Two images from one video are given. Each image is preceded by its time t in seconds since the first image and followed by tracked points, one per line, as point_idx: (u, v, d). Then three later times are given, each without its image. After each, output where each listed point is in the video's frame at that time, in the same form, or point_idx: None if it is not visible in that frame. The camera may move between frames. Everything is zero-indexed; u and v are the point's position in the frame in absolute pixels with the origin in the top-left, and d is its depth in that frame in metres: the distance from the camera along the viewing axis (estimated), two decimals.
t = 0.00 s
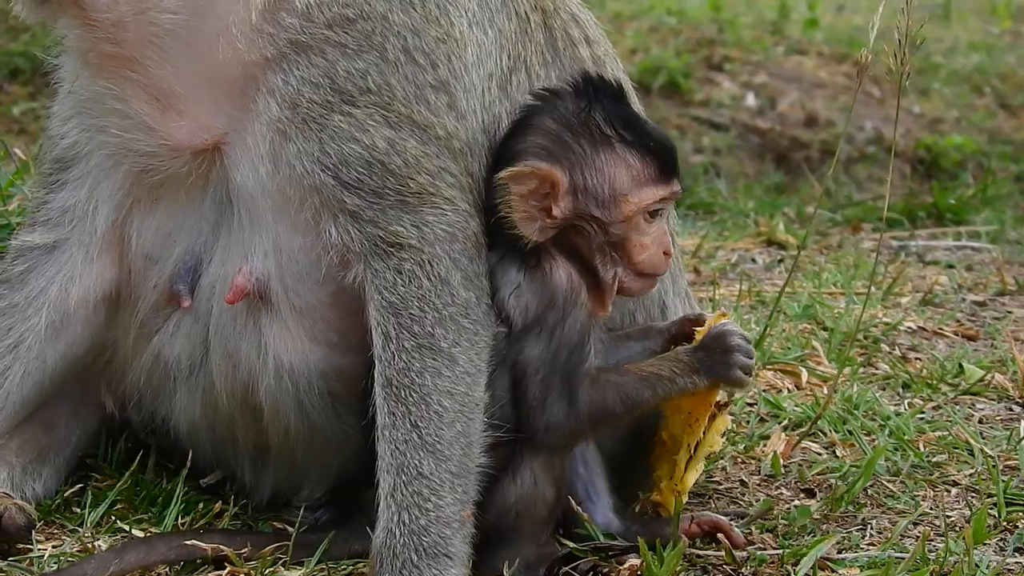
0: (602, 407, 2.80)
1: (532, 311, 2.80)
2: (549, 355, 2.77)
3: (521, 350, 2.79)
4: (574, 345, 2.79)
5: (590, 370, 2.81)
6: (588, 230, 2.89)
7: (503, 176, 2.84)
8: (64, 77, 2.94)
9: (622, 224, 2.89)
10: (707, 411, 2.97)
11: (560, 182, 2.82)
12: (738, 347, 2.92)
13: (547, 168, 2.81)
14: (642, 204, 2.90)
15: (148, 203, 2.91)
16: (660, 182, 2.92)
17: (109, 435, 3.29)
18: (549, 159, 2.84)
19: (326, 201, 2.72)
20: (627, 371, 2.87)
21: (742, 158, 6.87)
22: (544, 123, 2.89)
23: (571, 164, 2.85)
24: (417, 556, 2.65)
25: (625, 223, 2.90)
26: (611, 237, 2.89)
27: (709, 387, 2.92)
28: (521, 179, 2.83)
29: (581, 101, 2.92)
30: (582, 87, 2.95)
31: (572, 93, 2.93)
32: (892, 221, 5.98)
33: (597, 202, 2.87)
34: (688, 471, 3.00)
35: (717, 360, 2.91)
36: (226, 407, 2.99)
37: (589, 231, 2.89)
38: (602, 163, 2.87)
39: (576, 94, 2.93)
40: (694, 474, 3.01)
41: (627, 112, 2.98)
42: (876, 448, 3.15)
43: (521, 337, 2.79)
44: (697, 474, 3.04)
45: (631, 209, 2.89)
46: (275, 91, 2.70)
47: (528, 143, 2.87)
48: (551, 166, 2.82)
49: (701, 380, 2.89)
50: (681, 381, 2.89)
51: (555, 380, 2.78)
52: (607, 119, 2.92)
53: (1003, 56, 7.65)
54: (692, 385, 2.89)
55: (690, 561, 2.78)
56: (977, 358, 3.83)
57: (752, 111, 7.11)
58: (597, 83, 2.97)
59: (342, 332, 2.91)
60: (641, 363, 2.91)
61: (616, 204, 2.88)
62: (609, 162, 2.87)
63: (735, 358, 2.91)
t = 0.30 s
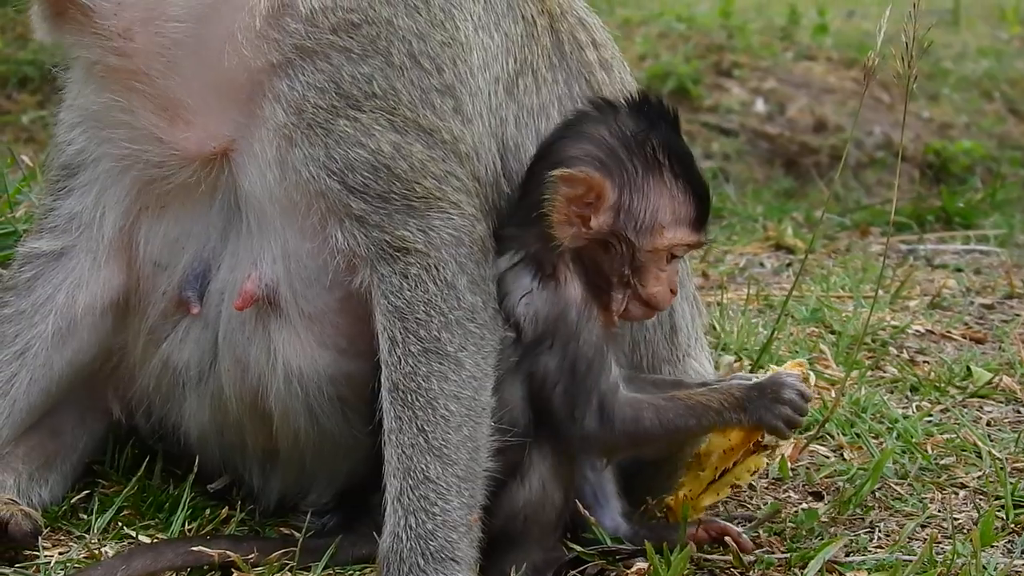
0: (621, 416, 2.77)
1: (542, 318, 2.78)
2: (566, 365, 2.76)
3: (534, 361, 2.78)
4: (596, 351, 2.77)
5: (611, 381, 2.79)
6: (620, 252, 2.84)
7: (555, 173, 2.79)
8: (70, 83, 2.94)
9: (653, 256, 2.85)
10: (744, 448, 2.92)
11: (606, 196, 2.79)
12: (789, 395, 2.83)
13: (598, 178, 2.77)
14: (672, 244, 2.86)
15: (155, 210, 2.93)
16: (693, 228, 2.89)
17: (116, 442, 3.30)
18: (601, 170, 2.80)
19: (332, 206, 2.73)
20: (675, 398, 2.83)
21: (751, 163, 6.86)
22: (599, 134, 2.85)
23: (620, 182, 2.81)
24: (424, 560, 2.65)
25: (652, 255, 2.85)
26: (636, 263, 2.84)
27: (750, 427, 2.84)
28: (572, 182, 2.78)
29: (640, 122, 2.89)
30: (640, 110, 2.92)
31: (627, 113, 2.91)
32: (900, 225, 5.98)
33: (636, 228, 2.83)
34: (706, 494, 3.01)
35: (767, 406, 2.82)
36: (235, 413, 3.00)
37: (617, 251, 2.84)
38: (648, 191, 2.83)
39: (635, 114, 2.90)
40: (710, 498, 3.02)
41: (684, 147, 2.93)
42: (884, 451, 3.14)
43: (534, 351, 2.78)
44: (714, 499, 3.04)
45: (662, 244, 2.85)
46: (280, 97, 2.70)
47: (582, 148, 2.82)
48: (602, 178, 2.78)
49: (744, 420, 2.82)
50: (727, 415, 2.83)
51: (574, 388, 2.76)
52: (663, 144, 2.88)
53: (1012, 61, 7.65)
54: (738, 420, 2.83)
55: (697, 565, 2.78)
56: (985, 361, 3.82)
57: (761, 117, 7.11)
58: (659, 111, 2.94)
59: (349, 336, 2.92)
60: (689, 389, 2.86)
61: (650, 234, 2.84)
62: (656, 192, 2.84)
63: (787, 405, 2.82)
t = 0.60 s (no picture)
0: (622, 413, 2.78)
1: (546, 314, 2.77)
2: (570, 362, 2.76)
3: (539, 359, 2.77)
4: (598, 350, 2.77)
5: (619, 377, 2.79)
6: (626, 254, 2.84)
7: (562, 167, 2.81)
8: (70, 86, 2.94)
9: (658, 260, 2.85)
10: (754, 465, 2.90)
11: (614, 196, 2.80)
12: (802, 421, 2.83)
13: (606, 177, 2.78)
14: (679, 250, 2.86)
15: (153, 213, 2.94)
16: (700, 237, 2.89)
17: (116, 445, 3.30)
18: (610, 169, 2.81)
19: (335, 207, 2.74)
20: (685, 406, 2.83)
21: (754, 165, 6.86)
22: (609, 137, 2.87)
23: (628, 182, 2.82)
24: (425, 560, 2.65)
25: (658, 259, 2.84)
26: (642, 267, 2.84)
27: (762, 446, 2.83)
28: (579, 178, 2.79)
29: (652, 126, 2.90)
30: (652, 116, 2.94)
31: (638, 117, 2.93)
32: (902, 225, 5.98)
33: (643, 230, 2.83)
34: (707, 503, 2.98)
35: (781, 429, 2.82)
36: (234, 414, 3.00)
37: (622, 253, 2.84)
38: (656, 194, 2.84)
39: (646, 119, 2.92)
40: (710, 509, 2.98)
41: (695, 157, 2.94)
42: (885, 448, 3.15)
43: (538, 348, 2.77)
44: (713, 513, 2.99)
45: (669, 248, 2.84)
46: (284, 102, 2.72)
47: (591, 149, 2.84)
48: (610, 177, 2.79)
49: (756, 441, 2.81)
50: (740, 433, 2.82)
51: (580, 385, 2.76)
52: (673, 149, 2.89)
53: (1014, 61, 7.64)
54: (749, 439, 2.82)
55: (698, 564, 2.78)
56: (986, 358, 3.82)
57: (764, 118, 7.12)
58: (671, 117, 2.96)
59: (350, 337, 2.93)
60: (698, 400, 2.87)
61: (657, 238, 2.84)
62: (664, 196, 2.84)
63: (800, 431, 2.82)
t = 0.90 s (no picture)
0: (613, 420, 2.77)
1: (545, 318, 2.76)
2: (566, 366, 2.75)
3: (535, 360, 2.76)
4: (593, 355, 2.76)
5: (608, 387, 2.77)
6: (626, 262, 2.82)
7: (561, 173, 2.81)
8: (73, 90, 2.95)
9: (659, 268, 2.82)
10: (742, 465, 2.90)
11: (613, 203, 2.79)
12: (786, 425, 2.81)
13: (605, 184, 2.78)
14: (681, 258, 2.83)
15: (149, 213, 2.94)
16: (704, 245, 2.86)
17: (114, 448, 3.30)
18: (611, 176, 2.80)
19: (334, 210, 2.73)
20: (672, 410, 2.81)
21: (756, 161, 6.85)
22: (611, 144, 2.86)
23: (628, 189, 2.81)
24: (423, 563, 2.66)
25: (659, 266, 2.82)
26: (643, 275, 2.82)
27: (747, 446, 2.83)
28: (578, 185, 2.80)
29: (654, 134, 2.88)
30: (656, 125, 2.91)
31: (639, 125, 2.91)
32: (901, 223, 5.98)
33: (643, 237, 2.81)
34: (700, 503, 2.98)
35: (764, 431, 2.81)
36: (230, 417, 3.01)
37: (622, 261, 2.82)
38: (658, 201, 2.82)
39: (650, 127, 2.90)
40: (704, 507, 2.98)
41: (700, 168, 2.91)
42: (882, 448, 3.15)
43: (534, 350, 2.76)
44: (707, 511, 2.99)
45: (670, 256, 2.82)
46: (287, 108, 2.72)
47: (593, 157, 2.84)
48: (610, 184, 2.79)
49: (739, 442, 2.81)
50: (725, 435, 2.82)
51: (573, 389, 2.75)
52: (675, 158, 2.87)
53: (1015, 57, 7.63)
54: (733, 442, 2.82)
55: (696, 565, 2.78)
56: (984, 358, 3.82)
57: (765, 115, 7.11)
58: (675, 125, 2.92)
59: (348, 341, 2.93)
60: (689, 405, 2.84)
61: (657, 246, 2.81)
62: (665, 202, 2.82)
63: (783, 433, 2.80)
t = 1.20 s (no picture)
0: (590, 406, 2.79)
1: (534, 317, 2.80)
2: (551, 361, 2.77)
3: (519, 356, 2.78)
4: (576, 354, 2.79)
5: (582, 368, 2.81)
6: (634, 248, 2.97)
7: (540, 199, 2.95)
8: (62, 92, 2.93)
9: (667, 240, 2.99)
10: (696, 376, 2.99)
11: (598, 203, 2.93)
12: (718, 321, 2.81)
13: (585, 188, 2.92)
14: (680, 219, 3.00)
15: (135, 215, 2.94)
16: (692, 199, 3.05)
17: (100, 450, 3.31)
18: (587, 180, 2.95)
19: (323, 214, 2.74)
20: (607, 366, 2.83)
21: (745, 167, 6.88)
22: (574, 153, 3.01)
23: (608, 184, 2.96)
24: (408, 566, 2.66)
25: (666, 239, 2.99)
26: (653, 257, 2.98)
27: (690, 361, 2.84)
28: (561, 201, 2.93)
29: (602, 128, 3.06)
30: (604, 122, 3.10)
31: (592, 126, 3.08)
32: (889, 228, 6.00)
33: (642, 220, 2.97)
34: (690, 435, 3.02)
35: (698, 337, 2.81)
36: (214, 420, 3.02)
37: (631, 250, 2.97)
38: (637, 180, 2.98)
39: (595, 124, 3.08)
40: (698, 438, 3.02)
41: (653, 140, 3.11)
42: (867, 453, 3.16)
43: (517, 346, 2.79)
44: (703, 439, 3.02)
45: (672, 223, 2.99)
46: (278, 114, 2.73)
47: (566, 171, 2.98)
48: (588, 187, 2.93)
49: (683, 358, 2.82)
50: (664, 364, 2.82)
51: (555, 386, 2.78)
52: (632, 142, 3.06)
53: (1004, 63, 7.66)
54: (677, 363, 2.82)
55: (681, 568, 2.78)
56: (969, 362, 3.84)
57: (754, 120, 7.13)
58: (618, 117, 3.14)
59: (334, 345, 2.93)
60: (622, 352, 2.87)
61: (657, 219, 2.97)
62: (644, 178, 2.99)
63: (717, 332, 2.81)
